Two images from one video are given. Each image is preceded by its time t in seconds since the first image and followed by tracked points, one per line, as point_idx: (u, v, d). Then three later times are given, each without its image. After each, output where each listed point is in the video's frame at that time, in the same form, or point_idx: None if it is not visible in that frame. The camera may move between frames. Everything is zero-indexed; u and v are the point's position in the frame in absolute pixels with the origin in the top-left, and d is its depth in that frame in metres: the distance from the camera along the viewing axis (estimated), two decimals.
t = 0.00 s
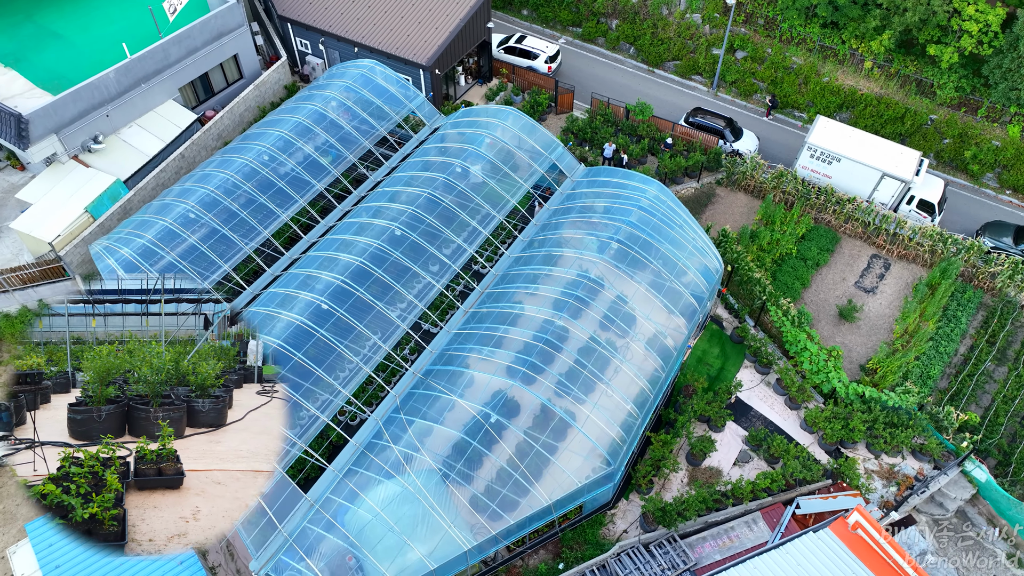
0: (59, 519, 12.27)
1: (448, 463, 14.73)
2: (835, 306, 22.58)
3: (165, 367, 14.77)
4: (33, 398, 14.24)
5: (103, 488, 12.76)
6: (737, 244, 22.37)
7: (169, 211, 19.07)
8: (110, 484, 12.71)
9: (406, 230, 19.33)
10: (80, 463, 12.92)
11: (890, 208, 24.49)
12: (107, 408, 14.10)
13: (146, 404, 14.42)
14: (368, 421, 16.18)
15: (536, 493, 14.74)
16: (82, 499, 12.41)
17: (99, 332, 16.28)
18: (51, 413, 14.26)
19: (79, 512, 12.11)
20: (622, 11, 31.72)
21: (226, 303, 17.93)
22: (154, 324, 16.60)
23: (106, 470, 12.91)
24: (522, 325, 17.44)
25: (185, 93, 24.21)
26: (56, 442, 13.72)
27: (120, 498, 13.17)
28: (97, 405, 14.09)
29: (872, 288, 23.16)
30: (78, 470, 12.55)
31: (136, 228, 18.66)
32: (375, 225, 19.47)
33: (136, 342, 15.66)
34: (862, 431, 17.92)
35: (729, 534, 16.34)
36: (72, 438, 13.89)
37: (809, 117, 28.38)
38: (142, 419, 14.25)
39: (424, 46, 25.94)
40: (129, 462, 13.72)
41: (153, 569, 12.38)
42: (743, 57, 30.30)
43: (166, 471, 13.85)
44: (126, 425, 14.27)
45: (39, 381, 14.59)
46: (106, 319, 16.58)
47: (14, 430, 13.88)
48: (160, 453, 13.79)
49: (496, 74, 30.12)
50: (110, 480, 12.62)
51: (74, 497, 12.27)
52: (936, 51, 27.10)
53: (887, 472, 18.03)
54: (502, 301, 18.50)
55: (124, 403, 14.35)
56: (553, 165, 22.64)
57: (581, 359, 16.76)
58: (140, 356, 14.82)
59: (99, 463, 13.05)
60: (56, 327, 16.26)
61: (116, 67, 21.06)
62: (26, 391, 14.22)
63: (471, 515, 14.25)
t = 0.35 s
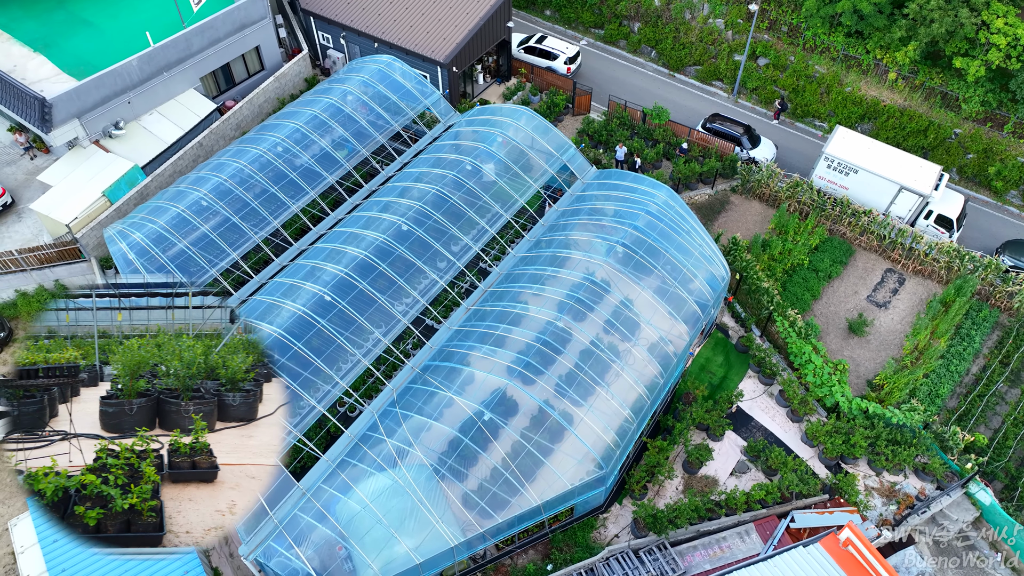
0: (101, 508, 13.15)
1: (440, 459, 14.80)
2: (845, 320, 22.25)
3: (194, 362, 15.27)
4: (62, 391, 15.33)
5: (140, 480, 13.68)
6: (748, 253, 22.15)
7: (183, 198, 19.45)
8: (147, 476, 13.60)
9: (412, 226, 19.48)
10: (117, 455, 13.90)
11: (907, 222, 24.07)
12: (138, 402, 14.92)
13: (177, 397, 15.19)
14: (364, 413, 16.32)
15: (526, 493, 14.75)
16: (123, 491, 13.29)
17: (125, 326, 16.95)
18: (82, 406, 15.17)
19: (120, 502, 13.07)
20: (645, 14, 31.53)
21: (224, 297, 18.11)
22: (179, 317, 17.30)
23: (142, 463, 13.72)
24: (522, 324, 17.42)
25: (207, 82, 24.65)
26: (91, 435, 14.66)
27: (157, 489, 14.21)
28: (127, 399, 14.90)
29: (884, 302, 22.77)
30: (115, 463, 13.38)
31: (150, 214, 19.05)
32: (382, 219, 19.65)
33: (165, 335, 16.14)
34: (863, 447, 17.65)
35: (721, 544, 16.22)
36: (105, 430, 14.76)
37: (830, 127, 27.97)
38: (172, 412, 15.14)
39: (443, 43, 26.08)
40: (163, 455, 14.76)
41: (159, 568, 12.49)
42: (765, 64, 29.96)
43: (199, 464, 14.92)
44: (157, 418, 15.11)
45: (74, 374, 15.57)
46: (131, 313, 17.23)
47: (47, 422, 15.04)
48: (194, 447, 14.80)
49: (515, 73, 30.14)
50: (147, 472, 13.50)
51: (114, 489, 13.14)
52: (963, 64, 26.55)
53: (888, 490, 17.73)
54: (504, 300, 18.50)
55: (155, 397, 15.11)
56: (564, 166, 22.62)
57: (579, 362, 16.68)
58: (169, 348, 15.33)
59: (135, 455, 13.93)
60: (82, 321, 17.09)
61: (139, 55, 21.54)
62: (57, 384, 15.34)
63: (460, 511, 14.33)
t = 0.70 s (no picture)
0: (161, 505, 13.46)
1: (431, 455, 14.88)
2: (855, 334, 21.90)
3: (249, 360, 15.78)
4: (118, 388, 15.77)
5: (200, 479, 13.84)
6: (758, 263, 21.92)
7: (197, 186, 19.83)
8: (206, 475, 13.76)
9: (419, 222, 19.63)
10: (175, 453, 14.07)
11: (925, 238, 23.64)
12: (193, 400, 15.32)
13: (232, 396, 15.43)
14: (360, 406, 16.46)
15: (516, 493, 14.74)
16: (182, 490, 13.44)
17: (177, 323, 16.93)
18: (137, 403, 15.78)
19: (180, 501, 13.24)
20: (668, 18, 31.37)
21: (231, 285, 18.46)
22: (232, 314, 17.16)
23: (200, 461, 13.89)
24: (522, 325, 17.44)
25: (228, 73, 25.08)
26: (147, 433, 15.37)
27: (217, 489, 14.37)
28: (182, 396, 15.29)
29: (897, 318, 22.36)
30: (174, 460, 13.55)
31: (164, 201, 19.45)
32: (390, 214, 19.83)
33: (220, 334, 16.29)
34: (864, 464, 17.38)
35: (712, 555, 16.09)
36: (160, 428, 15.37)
37: (850, 138, 27.56)
38: (229, 411, 15.33)
39: (462, 41, 26.20)
40: (223, 456, 14.89)
41: (146, 569, 12.60)
42: (787, 72, 29.59)
43: (258, 465, 15.05)
44: (213, 417, 15.42)
45: (134, 371, 15.80)
46: (183, 310, 17.27)
47: (105, 418, 15.65)
48: (252, 448, 14.93)
49: (534, 74, 30.17)
50: (206, 472, 13.68)
51: (176, 488, 13.34)
52: (990, 78, 25.97)
53: (888, 510, 17.42)
54: (507, 299, 18.50)
55: (211, 395, 15.41)
56: (576, 169, 22.58)
57: (577, 365, 16.62)
58: (225, 347, 15.69)
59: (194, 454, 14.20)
60: (138, 320, 16.94)
61: (162, 45, 22.01)
62: (116, 381, 15.68)
63: (449, 508, 14.39)
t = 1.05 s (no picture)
0: (225, 508, 13.98)
1: (428, 450, 14.99)
2: (867, 349, 21.55)
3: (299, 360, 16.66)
4: (177, 388, 14.65)
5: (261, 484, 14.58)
6: (770, 272, 21.68)
7: (214, 174, 20.21)
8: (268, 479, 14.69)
9: (429, 218, 19.77)
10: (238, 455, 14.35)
11: (944, 254, 23.20)
12: (255, 401, 15.57)
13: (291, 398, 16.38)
14: (361, 397, 16.65)
15: (510, 492, 14.80)
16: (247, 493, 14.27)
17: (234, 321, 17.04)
18: (200, 401, 14.60)
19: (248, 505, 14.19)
20: (693, 22, 31.13)
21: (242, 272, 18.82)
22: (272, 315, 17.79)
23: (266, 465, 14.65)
24: (526, 324, 17.46)
25: (252, 64, 25.48)
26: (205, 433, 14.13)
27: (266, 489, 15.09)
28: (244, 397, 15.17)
29: (912, 334, 21.96)
30: (241, 463, 14.17)
31: (181, 187, 19.88)
32: (401, 209, 20.00)
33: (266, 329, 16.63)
34: (867, 481, 17.11)
35: (706, 564, 15.99)
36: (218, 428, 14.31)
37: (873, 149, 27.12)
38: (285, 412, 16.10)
39: (483, 40, 26.29)
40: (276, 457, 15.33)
41: (152, 569, 13.14)
42: (812, 80, 29.19)
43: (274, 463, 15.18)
44: (271, 418, 15.75)
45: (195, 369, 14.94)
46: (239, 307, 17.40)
47: (163, 416, 14.29)
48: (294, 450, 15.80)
49: (555, 74, 30.15)
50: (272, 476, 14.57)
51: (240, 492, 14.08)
52: (1021, 92, 25.38)
53: (890, 528, 17.16)
54: (512, 298, 18.53)
55: (271, 396, 16.01)
56: (590, 170, 22.55)
57: (578, 367, 16.58)
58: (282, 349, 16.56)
59: (256, 458, 14.68)
60: (194, 319, 16.69)
61: (188, 34, 22.45)
62: (176, 381, 14.68)
63: (442, 503, 14.50)
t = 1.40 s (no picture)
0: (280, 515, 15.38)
1: (433, 443, 15.12)
2: (889, 369, 21.08)
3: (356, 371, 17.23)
4: (246, 394, 16.41)
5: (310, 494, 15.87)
6: (793, 285, 21.33)
7: (242, 162, 20.66)
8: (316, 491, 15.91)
9: (450, 214, 19.90)
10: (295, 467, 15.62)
11: (976, 275, 22.58)
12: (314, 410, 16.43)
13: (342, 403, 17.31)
14: (371, 388, 16.88)
15: (511, 491, 14.82)
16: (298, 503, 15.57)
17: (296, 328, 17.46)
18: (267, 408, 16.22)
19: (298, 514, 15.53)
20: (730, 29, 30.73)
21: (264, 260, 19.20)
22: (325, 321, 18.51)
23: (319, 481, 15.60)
24: (539, 324, 17.50)
25: (287, 55, 25.90)
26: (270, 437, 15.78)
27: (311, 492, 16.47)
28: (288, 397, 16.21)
29: (937, 356, 21.41)
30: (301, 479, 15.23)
31: (210, 172, 20.39)
32: (422, 204, 20.17)
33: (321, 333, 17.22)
34: (879, 503, 16.76)
35: None
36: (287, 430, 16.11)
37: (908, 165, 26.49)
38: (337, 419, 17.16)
39: (515, 39, 26.32)
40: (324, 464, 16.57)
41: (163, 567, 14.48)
42: (848, 92, 28.61)
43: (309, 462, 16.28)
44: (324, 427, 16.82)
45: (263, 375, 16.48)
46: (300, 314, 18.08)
47: (233, 422, 16.16)
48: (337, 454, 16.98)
49: (587, 76, 30.05)
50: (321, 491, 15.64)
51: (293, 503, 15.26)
52: None
53: (900, 553, 16.82)
54: (527, 298, 18.56)
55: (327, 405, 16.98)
56: (613, 173, 22.46)
57: (588, 371, 16.54)
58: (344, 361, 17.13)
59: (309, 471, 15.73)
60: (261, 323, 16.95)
61: (225, 23, 22.94)
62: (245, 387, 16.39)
63: (445, 497, 14.61)
